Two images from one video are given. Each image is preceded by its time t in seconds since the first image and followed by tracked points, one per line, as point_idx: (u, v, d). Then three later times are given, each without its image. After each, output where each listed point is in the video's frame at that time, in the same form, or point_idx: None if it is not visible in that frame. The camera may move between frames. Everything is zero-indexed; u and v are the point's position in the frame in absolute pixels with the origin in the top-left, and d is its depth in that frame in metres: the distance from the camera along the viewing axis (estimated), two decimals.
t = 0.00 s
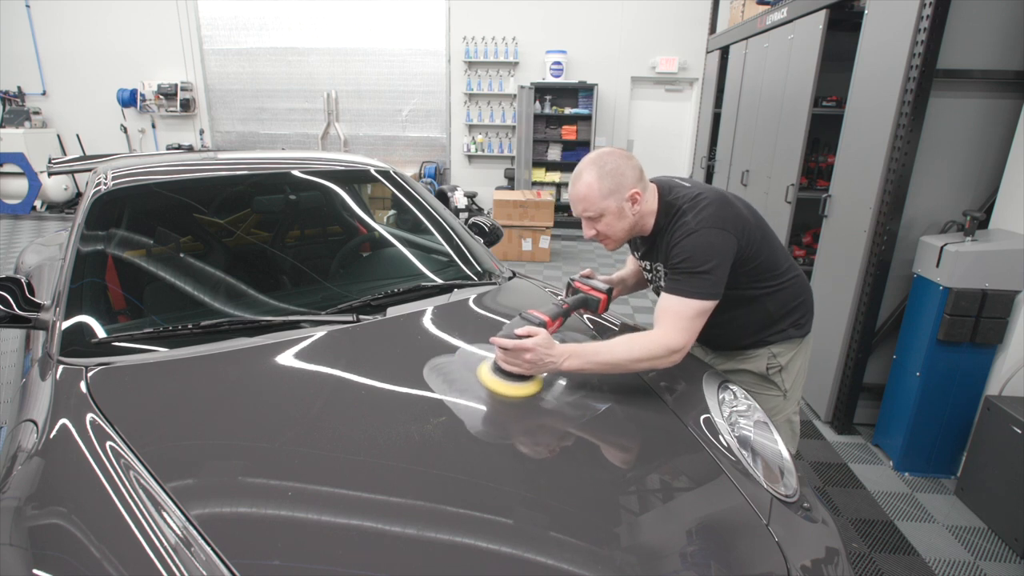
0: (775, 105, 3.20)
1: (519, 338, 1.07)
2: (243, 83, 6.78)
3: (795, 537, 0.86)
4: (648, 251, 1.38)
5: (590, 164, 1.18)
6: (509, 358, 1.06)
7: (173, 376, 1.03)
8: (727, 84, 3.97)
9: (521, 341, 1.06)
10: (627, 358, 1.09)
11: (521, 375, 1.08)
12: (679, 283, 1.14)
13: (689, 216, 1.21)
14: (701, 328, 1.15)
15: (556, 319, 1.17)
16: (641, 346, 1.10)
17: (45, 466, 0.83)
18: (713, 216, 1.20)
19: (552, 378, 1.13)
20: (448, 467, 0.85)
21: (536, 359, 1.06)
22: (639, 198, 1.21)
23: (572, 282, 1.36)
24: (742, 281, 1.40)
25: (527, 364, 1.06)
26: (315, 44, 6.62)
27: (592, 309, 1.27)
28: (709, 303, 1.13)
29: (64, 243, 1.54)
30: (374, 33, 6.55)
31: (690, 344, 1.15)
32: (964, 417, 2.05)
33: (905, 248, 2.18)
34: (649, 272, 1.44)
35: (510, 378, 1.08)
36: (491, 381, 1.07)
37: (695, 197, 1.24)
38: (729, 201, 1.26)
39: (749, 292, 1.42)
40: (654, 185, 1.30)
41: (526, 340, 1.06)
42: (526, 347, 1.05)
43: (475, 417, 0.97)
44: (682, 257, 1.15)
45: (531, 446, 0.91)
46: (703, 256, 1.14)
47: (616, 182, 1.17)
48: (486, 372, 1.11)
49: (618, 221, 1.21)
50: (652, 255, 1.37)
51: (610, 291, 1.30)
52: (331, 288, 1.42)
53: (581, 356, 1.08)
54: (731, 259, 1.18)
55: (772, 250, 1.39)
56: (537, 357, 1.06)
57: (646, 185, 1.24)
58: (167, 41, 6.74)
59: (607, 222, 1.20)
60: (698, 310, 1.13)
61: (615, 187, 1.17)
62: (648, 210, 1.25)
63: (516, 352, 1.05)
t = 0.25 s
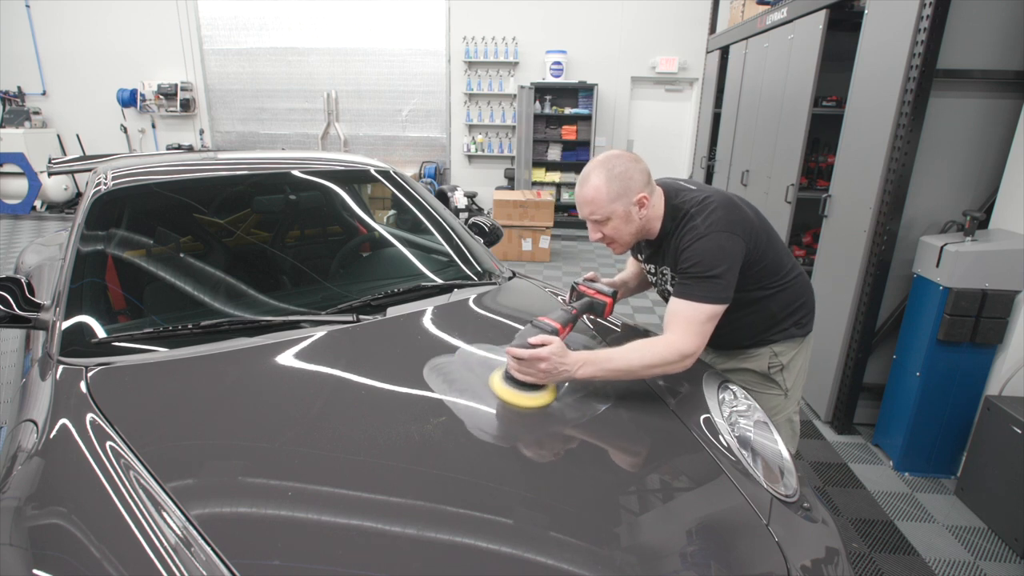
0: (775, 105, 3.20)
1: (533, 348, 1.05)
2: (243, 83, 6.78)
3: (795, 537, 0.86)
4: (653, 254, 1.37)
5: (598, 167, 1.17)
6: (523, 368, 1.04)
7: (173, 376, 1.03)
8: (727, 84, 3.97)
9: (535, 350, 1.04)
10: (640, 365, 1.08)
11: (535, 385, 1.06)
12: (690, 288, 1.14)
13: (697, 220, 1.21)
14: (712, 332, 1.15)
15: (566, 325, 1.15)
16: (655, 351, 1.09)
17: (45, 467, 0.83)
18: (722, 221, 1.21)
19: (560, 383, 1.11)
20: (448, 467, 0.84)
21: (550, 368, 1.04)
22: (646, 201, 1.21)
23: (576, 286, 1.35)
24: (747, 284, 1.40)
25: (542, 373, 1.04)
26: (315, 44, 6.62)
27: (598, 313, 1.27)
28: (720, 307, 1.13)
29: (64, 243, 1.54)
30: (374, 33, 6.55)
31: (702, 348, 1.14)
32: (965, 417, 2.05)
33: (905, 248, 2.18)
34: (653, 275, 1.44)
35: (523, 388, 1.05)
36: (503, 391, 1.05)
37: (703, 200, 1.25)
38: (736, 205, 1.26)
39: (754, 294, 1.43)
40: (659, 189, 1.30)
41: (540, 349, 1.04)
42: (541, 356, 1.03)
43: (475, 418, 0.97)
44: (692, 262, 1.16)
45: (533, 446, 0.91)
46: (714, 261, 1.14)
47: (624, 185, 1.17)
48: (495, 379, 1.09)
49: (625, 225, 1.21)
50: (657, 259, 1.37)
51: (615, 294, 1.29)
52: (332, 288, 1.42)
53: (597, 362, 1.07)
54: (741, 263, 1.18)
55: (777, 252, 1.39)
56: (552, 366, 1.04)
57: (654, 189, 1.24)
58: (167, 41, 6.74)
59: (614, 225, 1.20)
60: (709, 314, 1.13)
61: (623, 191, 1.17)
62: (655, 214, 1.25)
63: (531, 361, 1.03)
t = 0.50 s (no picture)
0: (775, 104, 3.20)
1: (543, 354, 1.04)
2: (243, 83, 6.78)
3: (795, 537, 0.86)
4: (657, 257, 1.38)
5: (604, 171, 1.17)
6: (533, 374, 1.03)
7: (173, 376, 1.02)
8: (727, 84, 3.97)
9: (546, 356, 1.03)
10: (649, 369, 1.09)
11: (544, 390, 1.05)
12: (695, 292, 1.14)
13: (702, 224, 1.21)
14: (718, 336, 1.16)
15: (574, 329, 1.15)
16: (663, 356, 1.09)
17: (46, 467, 0.83)
18: (727, 224, 1.21)
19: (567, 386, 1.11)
20: (448, 467, 0.84)
21: (561, 374, 1.03)
22: (651, 206, 1.21)
23: (580, 289, 1.35)
24: (749, 285, 1.40)
25: (552, 379, 1.03)
26: (315, 44, 6.62)
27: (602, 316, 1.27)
28: (726, 311, 1.14)
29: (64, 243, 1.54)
30: (374, 33, 6.55)
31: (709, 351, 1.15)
32: (965, 417, 2.05)
33: (905, 248, 2.18)
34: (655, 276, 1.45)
35: (532, 394, 1.04)
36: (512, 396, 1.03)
37: (707, 204, 1.25)
38: (741, 208, 1.26)
39: (757, 296, 1.43)
40: (664, 192, 1.30)
41: (551, 354, 1.03)
42: (552, 362, 1.02)
43: (475, 417, 0.97)
44: (698, 266, 1.16)
45: (534, 446, 0.91)
46: (719, 264, 1.15)
47: (630, 190, 1.17)
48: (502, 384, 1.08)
49: (630, 229, 1.21)
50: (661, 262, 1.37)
51: (619, 296, 1.29)
52: (331, 287, 1.42)
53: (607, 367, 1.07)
54: (746, 266, 1.19)
55: (779, 254, 1.39)
56: (563, 371, 1.03)
57: (658, 192, 1.24)
58: (167, 41, 6.73)
59: (619, 230, 1.20)
60: (716, 319, 1.13)
61: (628, 195, 1.17)
62: (660, 217, 1.25)
63: (542, 367, 1.03)
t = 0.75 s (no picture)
0: (775, 104, 3.20)
1: (553, 358, 1.04)
2: (243, 83, 6.78)
3: (795, 537, 0.86)
4: (658, 259, 1.38)
5: (605, 175, 1.17)
6: (543, 379, 1.03)
7: (173, 376, 1.02)
8: (727, 84, 3.97)
9: (556, 361, 1.04)
10: (657, 372, 1.08)
11: (553, 395, 1.04)
12: (698, 293, 1.14)
13: (704, 226, 1.21)
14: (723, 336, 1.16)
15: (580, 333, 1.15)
16: (671, 358, 1.10)
17: (45, 467, 0.83)
18: (729, 225, 1.21)
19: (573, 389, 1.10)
20: (448, 467, 0.84)
21: (570, 379, 1.04)
22: (653, 208, 1.21)
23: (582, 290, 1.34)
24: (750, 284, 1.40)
25: (562, 383, 1.04)
26: (315, 44, 6.62)
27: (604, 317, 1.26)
28: (730, 312, 1.14)
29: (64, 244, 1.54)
30: (374, 33, 6.55)
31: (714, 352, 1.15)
32: (965, 417, 2.05)
33: (905, 248, 2.18)
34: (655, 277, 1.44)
35: (541, 399, 1.04)
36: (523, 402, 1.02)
37: (708, 205, 1.25)
38: (742, 210, 1.26)
39: (757, 296, 1.43)
40: (665, 194, 1.30)
41: (561, 359, 1.03)
42: (562, 366, 1.03)
43: (475, 417, 0.97)
44: (700, 268, 1.16)
45: (535, 447, 0.91)
46: (721, 266, 1.15)
47: (631, 193, 1.16)
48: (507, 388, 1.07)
49: (632, 232, 1.21)
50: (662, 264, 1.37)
51: (620, 297, 1.28)
52: (331, 288, 1.42)
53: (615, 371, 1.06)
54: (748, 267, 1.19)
55: (780, 254, 1.39)
56: (572, 376, 1.03)
57: (660, 194, 1.24)
58: (167, 41, 6.73)
59: (621, 232, 1.20)
60: (721, 321, 1.13)
61: (631, 198, 1.16)
62: (662, 220, 1.25)
63: (552, 372, 1.03)
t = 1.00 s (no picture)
0: (775, 104, 3.20)
1: (564, 364, 1.01)
2: (243, 83, 6.78)
3: (795, 537, 0.86)
4: (658, 259, 1.38)
5: (606, 176, 1.17)
6: (554, 386, 1.01)
7: (173, 376, 1.02)
8: (727, 84, 3.97)
9: (567, 367, 1.01)
10: (665, 374, 1.08)
11: (563, 401, 1.02)
12: (701, 295, 1.15)
13: (705, 226, 1.21)
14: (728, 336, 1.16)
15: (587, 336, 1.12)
16: (678, 359, 1.10)
17: (45, 467, 0.83)
18: (730, 226, 1.21)
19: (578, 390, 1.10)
20: (448, 467, 0.84)
21: (582, 385, 1.02)
22: (654, 208, 1.21)
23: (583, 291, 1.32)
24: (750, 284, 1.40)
25: (573, 389, 1.01)
26: (315, 44, 6.62)
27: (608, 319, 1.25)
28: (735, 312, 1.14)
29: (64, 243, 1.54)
30: (374, 33, 6.55)
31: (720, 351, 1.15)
32: (965, 417, 2.05)
33: (905, 248, 2.18)
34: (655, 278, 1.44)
35: (551, 405, 1.01)
36: (529, 406, 1.01)
37: (709, 206, 1.25)
38: (742, 210, 1.26)
39: (758, 296, 1.43)
40: (665, 194, 1.30)
41: (572, 365, 1.01)
42: (574, 372, 1.00)
43: (476, 417, 0.97)
44: (703, 268, 1.16)
45: (535, 447, 0.91)
46: (724, 266, 1.15)
47: (632, 194, 1.16)
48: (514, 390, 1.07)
49: (634, 233, 1.21)
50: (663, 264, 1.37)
51: (621, 298, 1.29)
52: (331, 288, 1.42)
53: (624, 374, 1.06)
54: (750, 267, 1.19)
55: (780, 254, 1.39)
56: (583, 382, 1.01)
57: (660, 195, 1.24)
58: (167, 41, 6.73)
59: (623, 233, 1.20)
60: (726, 321, 1.14)
61: (632, 199, 1.16)
62: (662, 220, 1.25)
63: (564, 378, 1.00)
